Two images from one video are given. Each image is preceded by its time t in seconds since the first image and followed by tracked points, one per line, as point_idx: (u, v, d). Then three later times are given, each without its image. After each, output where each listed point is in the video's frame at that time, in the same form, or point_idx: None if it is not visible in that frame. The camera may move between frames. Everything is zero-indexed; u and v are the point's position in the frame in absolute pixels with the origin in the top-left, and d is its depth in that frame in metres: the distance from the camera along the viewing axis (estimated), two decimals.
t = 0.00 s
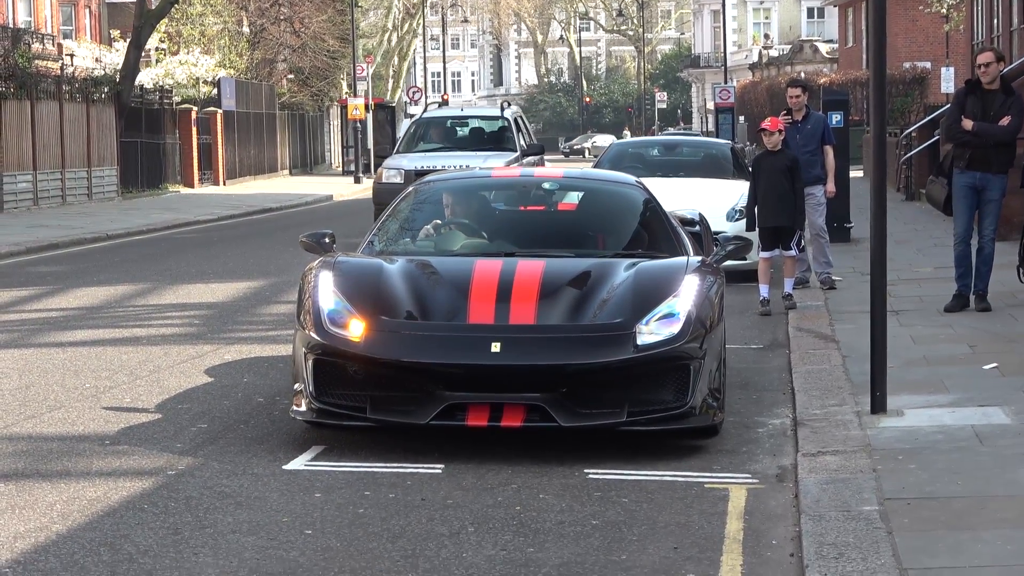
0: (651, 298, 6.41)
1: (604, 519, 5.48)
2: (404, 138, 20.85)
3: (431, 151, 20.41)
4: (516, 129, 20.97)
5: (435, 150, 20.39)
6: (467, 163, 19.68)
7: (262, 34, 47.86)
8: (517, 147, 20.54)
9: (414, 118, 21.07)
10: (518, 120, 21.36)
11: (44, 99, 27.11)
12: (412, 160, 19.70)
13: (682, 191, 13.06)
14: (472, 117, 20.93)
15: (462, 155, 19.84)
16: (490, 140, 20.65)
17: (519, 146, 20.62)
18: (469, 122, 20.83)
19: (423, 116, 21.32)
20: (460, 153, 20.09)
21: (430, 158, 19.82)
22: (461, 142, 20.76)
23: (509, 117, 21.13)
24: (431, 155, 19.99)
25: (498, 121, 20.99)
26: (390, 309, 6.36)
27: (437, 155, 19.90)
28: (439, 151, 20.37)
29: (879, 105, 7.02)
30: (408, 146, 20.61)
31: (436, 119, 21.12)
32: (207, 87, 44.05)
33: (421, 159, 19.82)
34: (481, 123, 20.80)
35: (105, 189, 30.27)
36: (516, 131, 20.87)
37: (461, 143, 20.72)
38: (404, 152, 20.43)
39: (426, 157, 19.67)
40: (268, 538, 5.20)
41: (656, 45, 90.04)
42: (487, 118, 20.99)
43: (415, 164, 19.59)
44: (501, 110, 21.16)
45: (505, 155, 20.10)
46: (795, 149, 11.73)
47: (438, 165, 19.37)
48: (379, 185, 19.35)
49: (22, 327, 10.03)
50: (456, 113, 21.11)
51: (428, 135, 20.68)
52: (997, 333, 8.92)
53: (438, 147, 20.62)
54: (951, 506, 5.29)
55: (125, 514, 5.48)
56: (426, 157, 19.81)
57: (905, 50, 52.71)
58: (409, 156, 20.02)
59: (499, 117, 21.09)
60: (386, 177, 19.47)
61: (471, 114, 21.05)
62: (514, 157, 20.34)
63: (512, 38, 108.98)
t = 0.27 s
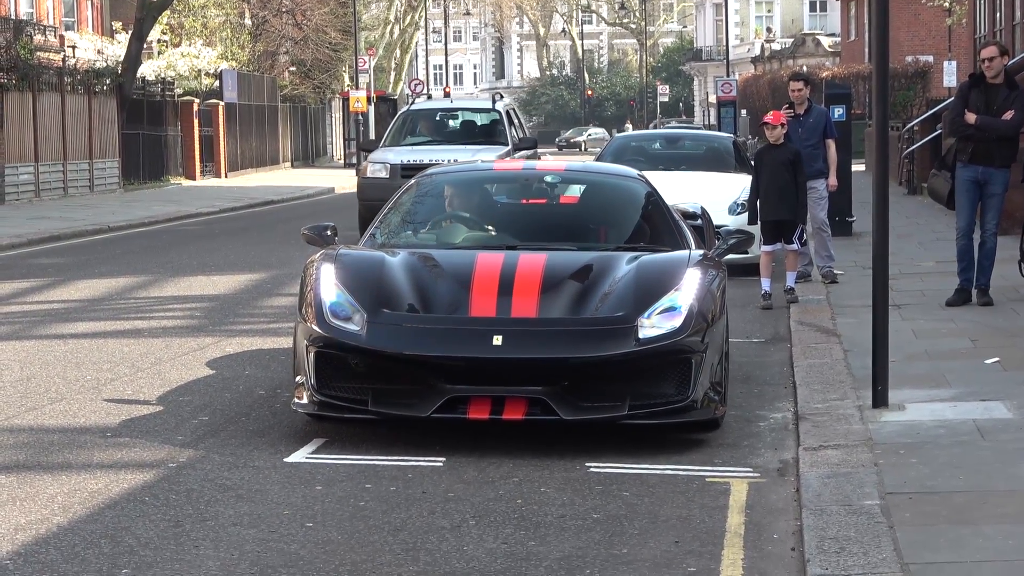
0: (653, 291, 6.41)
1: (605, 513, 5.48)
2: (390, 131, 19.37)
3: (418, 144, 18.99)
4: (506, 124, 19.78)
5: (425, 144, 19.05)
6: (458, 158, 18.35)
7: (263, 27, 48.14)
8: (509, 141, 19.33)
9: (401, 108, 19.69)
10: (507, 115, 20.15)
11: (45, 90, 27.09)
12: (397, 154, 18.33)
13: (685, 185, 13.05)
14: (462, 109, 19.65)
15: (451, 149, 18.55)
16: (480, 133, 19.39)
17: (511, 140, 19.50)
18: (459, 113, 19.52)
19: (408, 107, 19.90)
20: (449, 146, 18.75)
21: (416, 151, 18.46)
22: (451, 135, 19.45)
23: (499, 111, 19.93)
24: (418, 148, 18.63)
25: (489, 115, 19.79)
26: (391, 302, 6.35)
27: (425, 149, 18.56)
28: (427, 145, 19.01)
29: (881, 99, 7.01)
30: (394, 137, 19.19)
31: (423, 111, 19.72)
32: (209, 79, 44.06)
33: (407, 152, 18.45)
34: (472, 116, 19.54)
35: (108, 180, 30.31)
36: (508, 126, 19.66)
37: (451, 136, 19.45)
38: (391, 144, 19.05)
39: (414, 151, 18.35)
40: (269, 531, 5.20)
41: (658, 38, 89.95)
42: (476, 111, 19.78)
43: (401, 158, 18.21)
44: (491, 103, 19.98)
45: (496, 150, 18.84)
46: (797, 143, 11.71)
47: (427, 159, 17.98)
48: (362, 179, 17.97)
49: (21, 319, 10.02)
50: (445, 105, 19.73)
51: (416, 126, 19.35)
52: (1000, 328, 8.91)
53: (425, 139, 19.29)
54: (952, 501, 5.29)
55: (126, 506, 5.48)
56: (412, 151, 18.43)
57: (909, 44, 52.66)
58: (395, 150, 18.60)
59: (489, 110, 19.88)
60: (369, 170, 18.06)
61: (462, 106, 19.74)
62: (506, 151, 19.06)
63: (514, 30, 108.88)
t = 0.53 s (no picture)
0: (658, 284, 6.21)
1: (610, 513, 5.29)
2: (368, 118, 17.51)
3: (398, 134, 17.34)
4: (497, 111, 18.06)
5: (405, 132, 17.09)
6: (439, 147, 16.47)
7: (257, 12, 47.82)
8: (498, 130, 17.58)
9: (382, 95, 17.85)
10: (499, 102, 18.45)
11: (33, 78, 26.89)
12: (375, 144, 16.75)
13: (692, 174, 12.85)
14: (447, 95, 17.81)
15: (435, 138, 16.88)
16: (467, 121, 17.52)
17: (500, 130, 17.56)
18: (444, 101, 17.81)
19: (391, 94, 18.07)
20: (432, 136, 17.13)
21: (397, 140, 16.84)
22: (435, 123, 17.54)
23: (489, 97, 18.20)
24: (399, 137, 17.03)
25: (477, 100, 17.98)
26: (389, 294, 6.16)
27: (405, 139, 16.69)
28: (408, 134, 16.98)
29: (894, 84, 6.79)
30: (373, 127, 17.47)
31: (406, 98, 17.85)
32: (201, 65, 43.75)
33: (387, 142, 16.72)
34: (458, 102, 17.75)
35: (96, 169, 30.11)
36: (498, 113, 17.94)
37: (436, 125, 17.47)
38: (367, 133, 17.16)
39: (395, 141, 16.46)
40: (263, 531, 5.02)
41: (663, 26, 89.50)
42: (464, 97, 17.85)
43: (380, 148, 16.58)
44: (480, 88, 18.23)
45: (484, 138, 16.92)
46: (807, 131, 11.50)
47: (407, 150, 16.15)
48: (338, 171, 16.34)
49: (11, 312, 9.83)
50: (429, 92, 17.88)
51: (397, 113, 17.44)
52: (1013, 321, 8.71)
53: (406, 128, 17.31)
54: (968, 499, 5.10)
55: (116, 506, 5.30)
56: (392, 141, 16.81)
57: (920, 30, 52.19)
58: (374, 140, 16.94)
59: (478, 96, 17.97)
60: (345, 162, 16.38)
61: (446, 93, 17.86)
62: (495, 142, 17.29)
63: (517, 19, 108.46)
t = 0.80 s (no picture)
0: (667, 276, 5.99)
1: (617, 513, 5.08)
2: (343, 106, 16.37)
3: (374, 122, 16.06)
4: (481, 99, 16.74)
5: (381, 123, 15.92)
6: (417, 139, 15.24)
7: None
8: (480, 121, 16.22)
9: (357, 82, 16.65)
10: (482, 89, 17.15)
11: (18, 64, 26.63)
12: (349, 133, 15.49)
13: (702, 162, 12.62)
14: (429, 83, 16.61)
15: (413, 129, 15.57)
16: (448, 112, 16.30)
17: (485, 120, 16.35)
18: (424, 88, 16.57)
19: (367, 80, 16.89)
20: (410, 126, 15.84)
21: (372, 129, 15.55)
22: (415, 111, 16.33)
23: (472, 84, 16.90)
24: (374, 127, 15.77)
25: (460, 89, 16.73)
26: (388, 288, 5.95)
27: (380, 130, 15.51)
28: (384, 124, 15.80)
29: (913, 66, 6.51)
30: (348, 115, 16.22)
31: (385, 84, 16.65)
32: (192, 50, 43.44)
33: (362, 132, 15.50)
34: (439, 90, 16.53)
35: (83, 158, 29.89)
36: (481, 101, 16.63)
37: (416, 114, 16.26)
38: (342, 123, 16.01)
39: (368, 132, 15.34)
40: (258, 533, 4.81)
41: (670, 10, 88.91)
42: (446, 85, 16.66)
43: (353, 137, 15.33)
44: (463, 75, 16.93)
45: (467, 130, 15.61)
46: (820, 117, 11.27)
47: (380, 142, 14.99)
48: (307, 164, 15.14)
49: None
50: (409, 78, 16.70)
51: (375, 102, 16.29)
52: None
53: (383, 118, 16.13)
54: (989, 499, 4.89)
55: (106, 508, 5.09)
56: (366, 130, 15.53)
57: (936, 13, 51.55)
58: (348, 129, 15.69)
59: (460, 84, 16.76)
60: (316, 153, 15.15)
61: (426, 79, 16.69)
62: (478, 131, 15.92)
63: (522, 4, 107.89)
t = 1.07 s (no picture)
0: (675, 271, 5.79)
1: (624, 517, 4.89)
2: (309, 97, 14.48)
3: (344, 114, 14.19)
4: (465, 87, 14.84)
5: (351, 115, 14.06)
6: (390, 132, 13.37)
7: None
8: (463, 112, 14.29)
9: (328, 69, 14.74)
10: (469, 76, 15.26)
11: (4, 51, 26.40)
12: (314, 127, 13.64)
13: (712, 154, 12.40)
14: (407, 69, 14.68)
15: (388, 121, 13.69)
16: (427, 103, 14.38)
17: (470, 110, 14.54)
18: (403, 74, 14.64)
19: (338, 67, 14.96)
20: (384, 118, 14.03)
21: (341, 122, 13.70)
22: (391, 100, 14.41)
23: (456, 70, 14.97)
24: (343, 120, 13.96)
25: (442, 75, 14.77)
26: (386, 284, 5.76)
27: (349, 122, 13.64)
28: (357, 118, 13.95)
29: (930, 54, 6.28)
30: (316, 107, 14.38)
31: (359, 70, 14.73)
32: (185, 38, 43.39)
33: (331, 125, 13.68)
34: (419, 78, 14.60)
35: (75, 150, 29.73)
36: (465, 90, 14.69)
37: (391, 104, 14.35)
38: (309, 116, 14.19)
39: (337, 124, 13.53)
40: (252, 537, 4.62)
41: None
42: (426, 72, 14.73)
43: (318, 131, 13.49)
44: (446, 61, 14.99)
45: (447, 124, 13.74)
46: (834, 107, 11.06)
47: (350, 137, 13.20)
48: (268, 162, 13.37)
49: None
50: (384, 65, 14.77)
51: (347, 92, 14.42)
52: None
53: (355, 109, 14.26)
54: (1009, 502, 4.69)
55: (96, 511, 4.91)
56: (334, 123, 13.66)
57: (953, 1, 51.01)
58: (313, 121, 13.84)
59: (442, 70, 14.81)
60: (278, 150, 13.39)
61: (404, 65, 14.75)
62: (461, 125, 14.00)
63: None
